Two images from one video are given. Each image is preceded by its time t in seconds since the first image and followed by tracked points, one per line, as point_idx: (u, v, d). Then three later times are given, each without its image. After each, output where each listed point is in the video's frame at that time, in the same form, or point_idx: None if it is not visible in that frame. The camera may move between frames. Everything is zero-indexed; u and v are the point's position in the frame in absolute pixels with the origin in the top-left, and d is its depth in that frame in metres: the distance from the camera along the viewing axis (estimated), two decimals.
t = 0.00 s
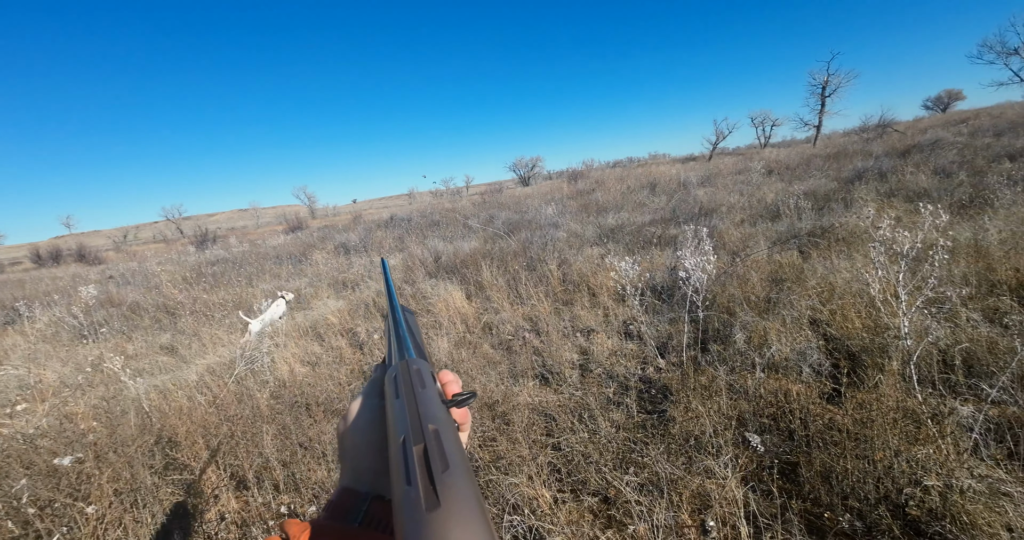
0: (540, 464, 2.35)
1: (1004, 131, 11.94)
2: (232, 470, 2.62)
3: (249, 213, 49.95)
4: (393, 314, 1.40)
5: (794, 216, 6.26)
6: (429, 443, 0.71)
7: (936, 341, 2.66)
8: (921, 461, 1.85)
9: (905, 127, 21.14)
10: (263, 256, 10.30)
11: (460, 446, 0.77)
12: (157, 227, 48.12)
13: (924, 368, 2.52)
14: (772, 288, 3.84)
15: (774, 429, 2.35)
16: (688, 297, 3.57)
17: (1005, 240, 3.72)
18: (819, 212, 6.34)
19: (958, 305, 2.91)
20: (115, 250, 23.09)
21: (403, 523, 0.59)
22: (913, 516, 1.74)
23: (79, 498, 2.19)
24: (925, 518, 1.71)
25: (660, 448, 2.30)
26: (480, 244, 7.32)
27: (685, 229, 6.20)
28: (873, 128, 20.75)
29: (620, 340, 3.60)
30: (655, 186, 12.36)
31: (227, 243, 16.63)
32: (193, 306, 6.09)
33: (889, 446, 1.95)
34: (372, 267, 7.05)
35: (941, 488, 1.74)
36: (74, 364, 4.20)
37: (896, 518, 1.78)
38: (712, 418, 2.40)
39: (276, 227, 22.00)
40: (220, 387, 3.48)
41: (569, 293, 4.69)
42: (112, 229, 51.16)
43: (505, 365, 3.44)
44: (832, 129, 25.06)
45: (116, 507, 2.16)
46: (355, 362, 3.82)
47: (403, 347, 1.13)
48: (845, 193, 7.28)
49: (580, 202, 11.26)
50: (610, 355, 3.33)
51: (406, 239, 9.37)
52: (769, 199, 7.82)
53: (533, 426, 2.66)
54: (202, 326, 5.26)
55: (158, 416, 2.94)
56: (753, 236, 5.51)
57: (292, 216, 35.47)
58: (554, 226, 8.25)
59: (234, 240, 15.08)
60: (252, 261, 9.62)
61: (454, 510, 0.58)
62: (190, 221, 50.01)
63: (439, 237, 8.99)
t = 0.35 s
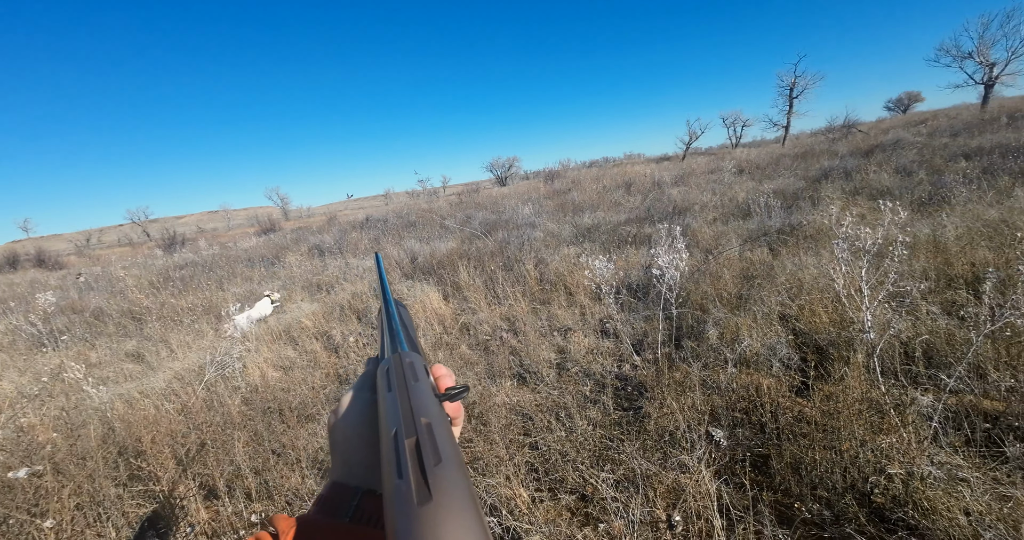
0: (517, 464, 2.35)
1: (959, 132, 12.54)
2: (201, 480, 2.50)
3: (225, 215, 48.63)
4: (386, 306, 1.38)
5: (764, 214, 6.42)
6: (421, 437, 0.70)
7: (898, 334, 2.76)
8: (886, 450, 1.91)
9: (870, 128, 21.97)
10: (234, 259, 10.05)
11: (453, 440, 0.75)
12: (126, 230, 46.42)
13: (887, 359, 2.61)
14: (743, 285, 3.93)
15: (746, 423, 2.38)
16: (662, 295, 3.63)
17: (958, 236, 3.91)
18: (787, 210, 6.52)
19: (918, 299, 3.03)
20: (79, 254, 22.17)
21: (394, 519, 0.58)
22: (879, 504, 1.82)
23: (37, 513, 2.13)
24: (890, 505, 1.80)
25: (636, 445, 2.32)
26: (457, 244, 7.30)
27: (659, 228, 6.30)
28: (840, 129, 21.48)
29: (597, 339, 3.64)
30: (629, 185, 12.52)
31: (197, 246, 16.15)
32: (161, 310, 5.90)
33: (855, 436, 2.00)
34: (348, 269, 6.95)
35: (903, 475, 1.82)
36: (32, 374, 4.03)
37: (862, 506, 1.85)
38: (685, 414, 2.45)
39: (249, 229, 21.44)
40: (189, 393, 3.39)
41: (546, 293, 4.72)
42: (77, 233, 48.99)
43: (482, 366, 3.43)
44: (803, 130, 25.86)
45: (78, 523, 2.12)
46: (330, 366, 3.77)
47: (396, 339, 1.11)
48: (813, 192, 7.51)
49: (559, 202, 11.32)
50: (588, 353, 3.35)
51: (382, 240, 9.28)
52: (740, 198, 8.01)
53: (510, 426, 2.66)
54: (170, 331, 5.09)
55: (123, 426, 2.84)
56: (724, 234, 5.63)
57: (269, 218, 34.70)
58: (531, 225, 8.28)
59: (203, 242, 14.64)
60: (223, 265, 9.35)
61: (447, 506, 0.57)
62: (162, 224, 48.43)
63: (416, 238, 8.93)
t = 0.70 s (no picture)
0: (494, 465, 2.35)
1: (917, 133, 13.11)
2: (169, 491, 2.45)
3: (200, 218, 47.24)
4: (377, 301, 1.34)
5: (735, 213, 6.58)
6: (409, 435, 0.68)
7: (862, 328, 2.87)
8: (851, 441, 1.97)
9: (837, 128, 22.75)
10: (204, 263, 9.77)
11: (442, 437, 0.74)
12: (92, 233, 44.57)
13: (852, 353, 2.71)
14: (715, 283, 4.01)
15: (720, 418, 2.45)
16: (637, 293, 3.67)
17: (914, 232, 4.09)
18: (757, 209, 6.69)
19: (880, 294, 3.14)
20: (38, 261, 21.11)
21: (381, 517, 0.57)
22: (845, 493, 1.88)
23: None
24: (855, 494, 1.85)
25: (612, 442, 2.35)
26: (434, 245, 7.27)
27: (633, 228, 6.38)
28: (810, 129, 22.17)
29: (573, 338, 3.66)
30: (604, 185, 12.66)
31: (163, 250, 15.56)
32: (125, 317, 5.69)
33: (823, 428, 2.07)
34: (322, 271, 6.84)
35: (867, 465, 1.87)
36: None
37: (829, 496, 1.91)
38: (659, 411, 2.48)
39: (223, 231, 20.84)
40: (157, 402, 3.28)
41: (523, 293, 4.73)
42: (43, 237, 46.95)
43: (459, 367, 3.42)
44: (776, 130, 26.60)
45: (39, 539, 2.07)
46: (304, 370, 3.71)
47: (386, 336, 1.09)
48: (782, 191, 7.72)
49: (537, 202, 11.37)
50: (565, 352, 3.37)
51: (358, 242, 9.16)
52: (713, 197, 8.19)
53: (487, 427, 2.66)
54: (136, 338, 4.92)
55: (86, 438, 2.74)
56: (697, 233, 5.74)
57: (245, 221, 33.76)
58: (509, 225, 8.30)
59: (169, 246, 14.14)
60: (193, 269, 9.07)
61: (434, 505, 0.56)
62: (131, 227, 46.70)
63: (392, 239, 8.83)
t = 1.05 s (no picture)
0: (471, 468, 2.34)
1: (880, 134, 13.65)
2: (135, 505, 2.38)
3: (171, 221, 45.55)
4: (369, 297, 1.30)
5: (708, 213, 6.72)
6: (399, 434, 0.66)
7: (829, 324, 2.96)
8: (820, 434, 2.03)
9: (808, 129, 23.48)
10: (173, 267, 9.47)
11: (433, 437, 0.72)
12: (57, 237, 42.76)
13: (821, 348, 2.80)
14: (689, 282, 4.08)
15: (694, 415, 2.48)
16: (613, 293, 3.71)
17: (878, 231, 4.23)
18: (729, 209, 6.84)
19: (846, 291, 3.25)
20: None
21: (369, 516, 0.56)
22: (815, 486, 1.93)
23: None
24: (824, 486, 1.90)
25: (589, 442, 2.36)
26: (411, 247, 7.21)
27: (610, 229, 6.45)
28: (782, 130, 22.81)
29: (551, 338, 3.67)
30: (582, 186, 12.77)
31: (128, 254, 14.98)
32: (88, 325, 5.47)
33: (793, 422, 2.13)
34: (297, 275, 6.72)
35: (834, 457, 1.93)
36: None
37: (800, 488, 1.96)
38: (634, 409, 2.51)
39: (194, 235, 20.17)
40: (122, 412, 3.17)
41: (501, 294, 4.73)
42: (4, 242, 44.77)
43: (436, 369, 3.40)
44: (751, 131, 27.27)
45: None
46: (278, 377, 3.65)
47: (378, 334, 1.06)
48: (753, 191, 7.91)
49: (516, 202, 11.38)
50: (543, 353, 3.38)
51: (333, 244, 9.02)
52: (687, 197, 8.34)
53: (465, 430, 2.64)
54: (100, 347, 4.74)
55: (46, 451, 2.63)
56: (672, 233, 5.83)
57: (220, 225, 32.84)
58: (487, 227, 8.29)
59: (134, 250, 13.64)
60: (161, 274, 8.77)
61: (424, 505, 0.54)
62: (100, 230, 44.98)
63: (369, 241, 8.74)
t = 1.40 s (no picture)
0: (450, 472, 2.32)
1: (848, 136, 14.11)
2: (101, 520, 2.30)
3: (144, 225, 44.15)
4: (367, 295, 1.29)
5: (683, 213, 6.83)
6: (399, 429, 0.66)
7: (801, 322, 3.04)
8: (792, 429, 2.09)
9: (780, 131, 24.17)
10: (140, 273, 9.17)
11: (432, 432, 0.71)
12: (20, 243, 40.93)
13: (793, 346, 2.87)
14: (665, 282, 4.14)
15: (671, 413, 2.51)
16: (590, 295, 3.75)
17: (845, 231, 4.37)
18: (703, 210, 6.98)
19: (816, 289, 3.35)
20: None
21: (368, 512, 0.55)
22: (788, 480, 1.98)
23: None
24: (797, 480, 1.96)
25: (568, 443, 2.37)
26: (389, 250, 7.14)
27: (587, 230, 6.52)
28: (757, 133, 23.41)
29: (530, 340, 3.68)
30: (560, 188, 12.87)
31: (92, 260, 14.43)
32: (50, 335, 5.25)
33: (767, 419, 2.18)
34: (271, 279, 6.59)
35: (805, 452, 1.99)
36: None
37: (773, 483, 2.01)
38: (611, 409, 2.53)
39: (164, 240, 19.50)
40: (86, 425, 3.05)
41: (480, 296, 4.73)
42: None
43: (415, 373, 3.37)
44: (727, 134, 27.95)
45: None
46: (252, 384, 3.58)
47: (376, 330, 1.05)
48: (726, 192, 8.10)
49: (495, 204, 11.37)
50: (522, 355, 3.39)
51: (308, 248, 8.88)
52: (662, 198, 8.48)
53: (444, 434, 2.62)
54: (63, 357, 4.55)
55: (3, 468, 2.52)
56: (648, 234, 5.91)
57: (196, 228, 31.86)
58: (465, 229, 8.27)
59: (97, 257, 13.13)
60: (128, 280, 8.47)
61: (424, 500, 0.53)
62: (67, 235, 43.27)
63: (345, 244, 8.63)
